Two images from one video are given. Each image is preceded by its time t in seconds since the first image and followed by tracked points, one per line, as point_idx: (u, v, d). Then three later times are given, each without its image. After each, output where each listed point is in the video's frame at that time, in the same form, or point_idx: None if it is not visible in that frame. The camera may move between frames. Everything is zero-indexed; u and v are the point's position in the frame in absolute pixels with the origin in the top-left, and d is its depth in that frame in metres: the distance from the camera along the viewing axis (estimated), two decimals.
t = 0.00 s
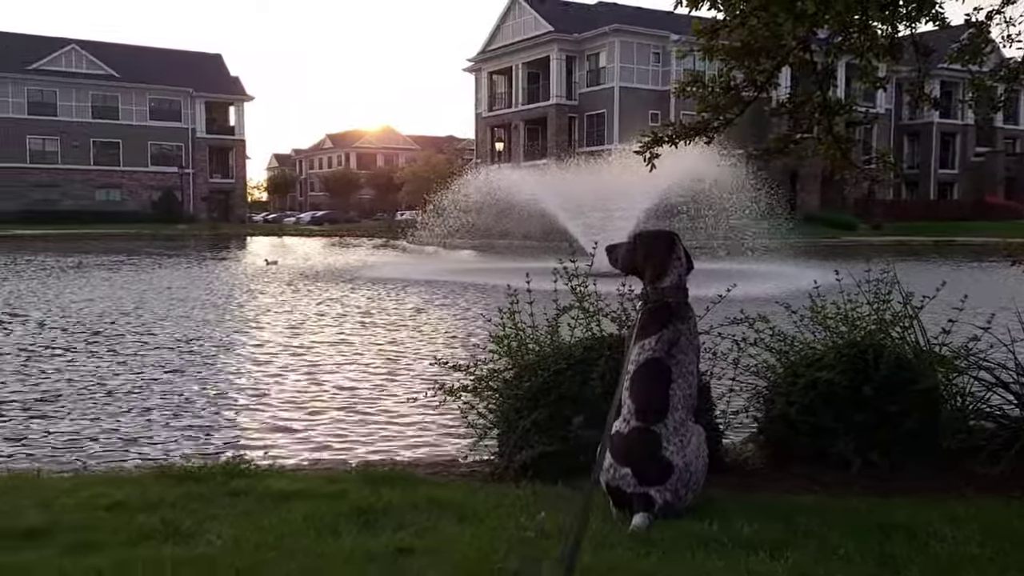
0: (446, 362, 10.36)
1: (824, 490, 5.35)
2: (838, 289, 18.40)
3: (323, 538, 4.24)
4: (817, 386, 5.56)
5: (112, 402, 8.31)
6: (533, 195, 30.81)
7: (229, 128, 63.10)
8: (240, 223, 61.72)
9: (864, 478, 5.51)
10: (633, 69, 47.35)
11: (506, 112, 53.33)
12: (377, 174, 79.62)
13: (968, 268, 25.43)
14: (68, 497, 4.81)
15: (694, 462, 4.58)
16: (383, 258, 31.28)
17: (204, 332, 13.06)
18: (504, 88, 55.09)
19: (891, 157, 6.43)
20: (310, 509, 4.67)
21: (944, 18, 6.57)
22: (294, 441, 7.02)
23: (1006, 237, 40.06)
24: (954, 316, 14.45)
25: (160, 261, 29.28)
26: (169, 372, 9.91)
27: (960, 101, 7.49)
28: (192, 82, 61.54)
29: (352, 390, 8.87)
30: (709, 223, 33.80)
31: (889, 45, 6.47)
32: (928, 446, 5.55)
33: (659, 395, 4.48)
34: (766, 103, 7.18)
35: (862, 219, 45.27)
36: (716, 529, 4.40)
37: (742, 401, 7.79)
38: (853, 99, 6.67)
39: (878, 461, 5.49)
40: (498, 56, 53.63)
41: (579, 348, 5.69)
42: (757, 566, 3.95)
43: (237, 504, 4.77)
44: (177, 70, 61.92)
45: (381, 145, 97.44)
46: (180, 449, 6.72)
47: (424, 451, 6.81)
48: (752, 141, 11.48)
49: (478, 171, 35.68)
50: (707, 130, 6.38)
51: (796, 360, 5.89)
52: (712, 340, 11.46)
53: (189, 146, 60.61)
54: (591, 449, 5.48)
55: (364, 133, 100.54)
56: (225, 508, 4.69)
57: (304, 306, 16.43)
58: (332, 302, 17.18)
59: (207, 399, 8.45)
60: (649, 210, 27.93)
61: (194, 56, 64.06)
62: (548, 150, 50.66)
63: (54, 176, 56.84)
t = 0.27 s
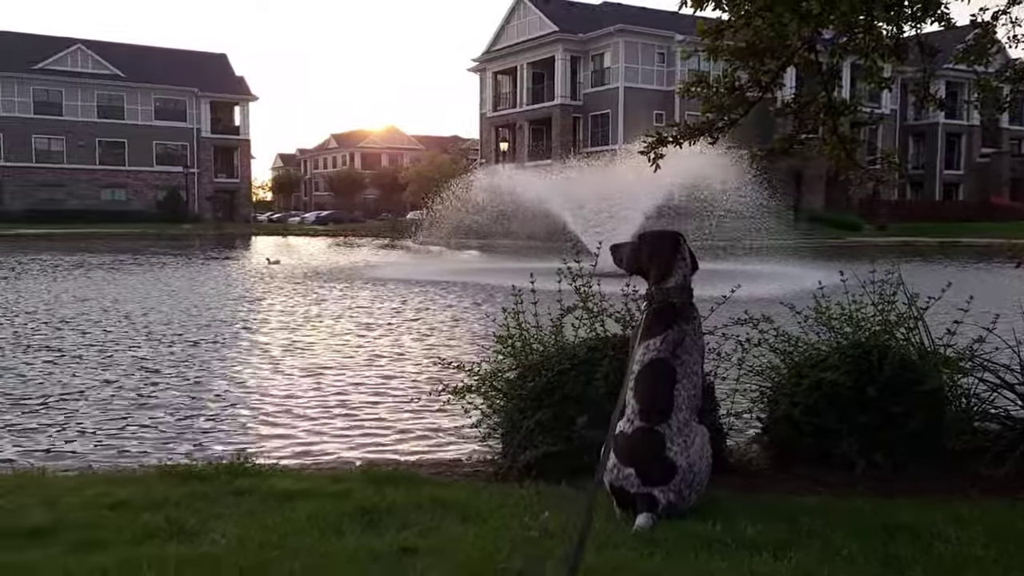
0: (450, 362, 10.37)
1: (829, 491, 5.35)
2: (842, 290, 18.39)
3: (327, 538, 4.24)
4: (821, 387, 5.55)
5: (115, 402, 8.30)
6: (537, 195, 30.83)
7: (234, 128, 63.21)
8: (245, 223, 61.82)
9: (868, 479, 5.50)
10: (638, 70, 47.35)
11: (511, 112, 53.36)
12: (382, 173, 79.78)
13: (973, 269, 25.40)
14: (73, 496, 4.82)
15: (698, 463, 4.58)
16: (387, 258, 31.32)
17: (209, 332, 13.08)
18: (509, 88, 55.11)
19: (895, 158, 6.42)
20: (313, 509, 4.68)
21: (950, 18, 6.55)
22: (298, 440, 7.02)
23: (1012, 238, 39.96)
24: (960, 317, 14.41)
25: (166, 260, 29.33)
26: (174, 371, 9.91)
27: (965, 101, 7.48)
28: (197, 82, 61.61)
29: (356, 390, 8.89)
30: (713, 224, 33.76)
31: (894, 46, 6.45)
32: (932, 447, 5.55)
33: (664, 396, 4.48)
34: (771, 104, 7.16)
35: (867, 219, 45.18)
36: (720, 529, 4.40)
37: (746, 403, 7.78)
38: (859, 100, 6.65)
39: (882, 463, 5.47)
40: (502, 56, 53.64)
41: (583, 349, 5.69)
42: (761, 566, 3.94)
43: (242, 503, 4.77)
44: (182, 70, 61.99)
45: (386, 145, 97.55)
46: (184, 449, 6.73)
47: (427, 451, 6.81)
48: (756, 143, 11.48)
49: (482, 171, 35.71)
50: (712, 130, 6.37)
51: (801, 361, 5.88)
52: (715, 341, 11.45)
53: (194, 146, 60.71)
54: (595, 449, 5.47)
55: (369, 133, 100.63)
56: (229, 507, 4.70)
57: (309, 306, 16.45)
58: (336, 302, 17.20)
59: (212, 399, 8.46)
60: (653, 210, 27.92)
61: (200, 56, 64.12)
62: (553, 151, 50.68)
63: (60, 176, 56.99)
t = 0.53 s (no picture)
0: (451, 363, 10.38)
1: (830, 492, 5.35)
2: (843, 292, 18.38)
3: (328, 538, 4.25)
4: (823, 388, 5.55)
5: (115, 402, 8.29)
6: (538, 195, 30.85)
7: (236, 128, 63.28)
8: (246, 223, 61.88)
9: (869, 480, 5.49)
10: (640, 71, 47.35)
11: (512, 113, 53.36)
12: (383, 174, 79.88)
13: (974, 271, 25.37)
14: (74, 496, 4.83)
15: (699, 465, 4.58)
16: (389, 258, 31.36)
17: (211, 332, 13.09)
18: (510, 89, 55.13)
19: (897, 159, 6.41)
20: (313, 509, 4.68)
21: (952, 19, 6.56)
22: (299, 441, 7.03)
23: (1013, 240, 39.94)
24: (961, 319, 14.42)
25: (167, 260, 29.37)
26: (175, 371, 9.92)
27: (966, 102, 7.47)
28: (199, 82, 61.68)
29: (357, 391, 8.89)
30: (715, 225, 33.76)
31: (896, 48, 6.44)
32: (934, 448, 5.55)
33: (665, 398, 4.48)
34: (772, 106, 7.15)
35: (869, 220, 45.15)
36: (721, 530, 4.40)
37: (748, 404, 7.77)
38: (860, 102, 6.64)
39: (883, 464, 5.47)
40: (504, 57, 53.66)
41: (584, 350, 5.69)
42: (761, 568, 3.95)
43: (243, 503, 4.78)
44: (184, 70, 62.05)
45: (387, 146, 97.65)
46: (186, 449, 6.74)
47: (428, 451, 6.81)
48: (758, 143, 11.46)
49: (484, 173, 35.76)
50: (713, 131, 6.36)
51: (802, 362, 5.88)
52: (716, 342, 11.47)
53: (196, 146, 60.76)
54: (596, 450, 5.46)
55: (371, 134, 100.68)
56: (230, 508, 4.70)
57: (310, 306, 16.47)
58: (338, 302, 17.22)
59: (213, 399, 8.47)
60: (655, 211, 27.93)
61: (202, 56, 64.18)
62: (555, 151, 50.70)
63: (62, 176, 57.07)
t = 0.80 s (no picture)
0: (453, 363, 10.38)
1: (831, 493, 5.34)
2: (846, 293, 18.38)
3: (329, 538, 4.24)
4: (824, 389, 5.54)
5: (115, 402, 8.28)
6: (539, 195, 30.88)
7: (238, 128, 63.33)
8: (248, 223, 61.92)
9: (871, 481, 5.48)
10: (642, 71, 47.33)
11: (514, 113, 53.38)
12: (385, 174, 79.95)
13: (976, 271, 25.39)
14: (76, 495, 4.84)
15: (701, 465, 4.58)
16: (390, 258, 31.39)
17: (212, 332, 13.10)
18: (512, 89, 55.11)
19: (899, 160, 6.40)
20: (314, 509, 4.68)
21: (955, 20, 6.55)
22: (300, 441, 7.03)
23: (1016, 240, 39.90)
24: (964, 320, 14.40)
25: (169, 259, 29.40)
26: (176, 371, 9.92)
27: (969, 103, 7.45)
28: (201, 81, 61.72)
29: (359, 391, 8.89)
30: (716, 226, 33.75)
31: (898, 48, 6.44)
32: (935, 449, 5.54)
33: (667, 399, 4.48)
34: (774, 106, 7.15)
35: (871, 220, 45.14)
36: (721, 531, 4.40)
37: (750, 405, 7.76)
38: (863, 102, 6.63)
39: (885, 466, 5.47)
40: (506, 57, 53.64)
41: (586, 351, 5.69)
42: (763, 569, 3.95)
43: (243, 504, 4.77)
44: (186, 70, 62.09)
45: (389, 146, 97.70)
46: (187, 449, 6.74)
47: (429, 452, 6.81)
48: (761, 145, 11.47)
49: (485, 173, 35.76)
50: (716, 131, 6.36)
51: (804, 363, 5.88)
52: (718, 342, 11.48)
53: (197, 146, 60.80)
54: (598, 451, 5.46)
55: (373, 134, 100.73)
56: (231, 508, 4.70)
57: (311, 306, 16.47)
58: (339, 302, 17.24)
59: (215, 399, 8.47)
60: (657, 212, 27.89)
61: (203, 56, 64.21)
62: (556, 151, 50.69)
63: (64, 176, 57.14)
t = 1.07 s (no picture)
0: (455, 363, 10.40)
1: (834, 494, 5.34)
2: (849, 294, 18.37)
3: (332, 538, 4.25)
4: (827, 389, 5.54)
5: (115, 402, 8.27)
6: (542, 195, 30.88)
7: (241, 129, 63.38)
8: (251, 223, 61.97)
9: (875, 483, 5.47)
10: (644, 71, 47.32)
11: (517, 113, 53.38)
12: (388, 174, 80.03)
13: (980, 272, 25.32)
14: (79, 495, 4.84)
15: (704, 466, 4.58)
16: (393, 259, 31.39)
17: (214, 332, 13.12)
18: (515, 90, 55.08)
19: (902, 161, 6.38)
20: (316, 509, 4.68)
21: (958, 21, 6.54)
22: (301, 441, 7.04)
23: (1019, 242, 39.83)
24: (967, 321, 14.39)
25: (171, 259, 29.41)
26: (178, 371, 9.93)
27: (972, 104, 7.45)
28: (204, 82, 61.76)
29: (360, 391, 8.92)
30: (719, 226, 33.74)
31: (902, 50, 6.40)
32: (938, 450, 5.54)
33: (670, 401, 4.49)
34: (777, 107, 7.14)
35: (875, 221, 45.13)
36: (724, 533, 4.40)
37: (752, 406, 7.75)
38: (866, 103, 6.61)
39: (888, 467, 5.47)
40: (509, 57, 53.63)
41: (588, 352, 5.69)
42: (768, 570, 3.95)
43: (246, 503, 4.78)
44: (190, 70, 62.13)
45: (392, 147, 97.76)
46: (189, 448, 6.75)
47: (431, 451, 6.81)
48: (763, 146, 11.48)
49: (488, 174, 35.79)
50: (719, 133, 6.35)
51: (806, 363, 5.87)
52: (720, 343, 11.48)
53: (201, 146, 60.85)
54: (600, 453, 5.47)
55: (375, 134, 100.77)
56: (234, 507, 4.71)
57: (313, 306, 16.49)
58: (341, 302, 17.24)
59: (217, 399, 8.49)
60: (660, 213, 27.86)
61: (206, 57, 64.27)
62: (559, 152, 50.70)
63: (67, 176, 57.20)
